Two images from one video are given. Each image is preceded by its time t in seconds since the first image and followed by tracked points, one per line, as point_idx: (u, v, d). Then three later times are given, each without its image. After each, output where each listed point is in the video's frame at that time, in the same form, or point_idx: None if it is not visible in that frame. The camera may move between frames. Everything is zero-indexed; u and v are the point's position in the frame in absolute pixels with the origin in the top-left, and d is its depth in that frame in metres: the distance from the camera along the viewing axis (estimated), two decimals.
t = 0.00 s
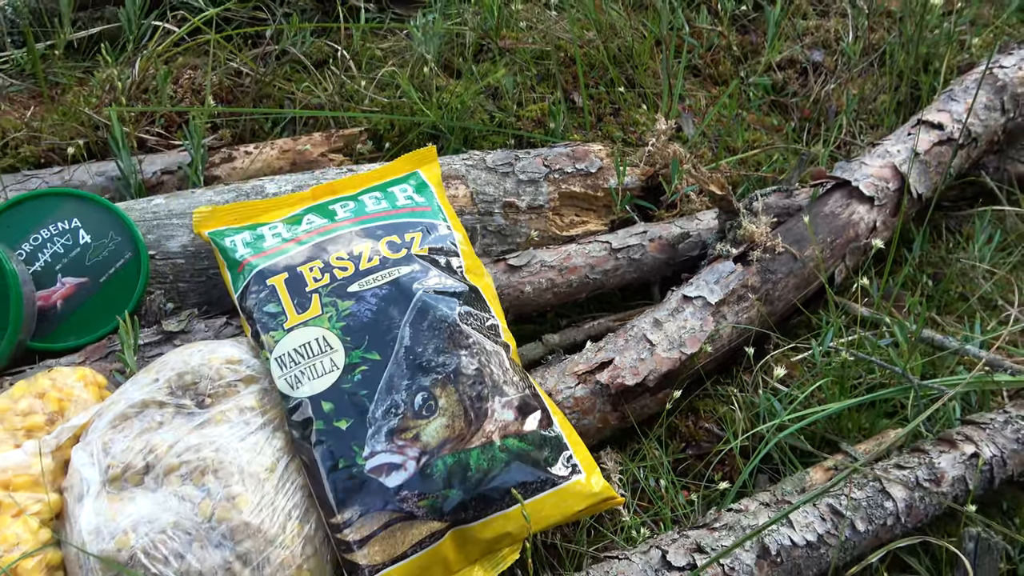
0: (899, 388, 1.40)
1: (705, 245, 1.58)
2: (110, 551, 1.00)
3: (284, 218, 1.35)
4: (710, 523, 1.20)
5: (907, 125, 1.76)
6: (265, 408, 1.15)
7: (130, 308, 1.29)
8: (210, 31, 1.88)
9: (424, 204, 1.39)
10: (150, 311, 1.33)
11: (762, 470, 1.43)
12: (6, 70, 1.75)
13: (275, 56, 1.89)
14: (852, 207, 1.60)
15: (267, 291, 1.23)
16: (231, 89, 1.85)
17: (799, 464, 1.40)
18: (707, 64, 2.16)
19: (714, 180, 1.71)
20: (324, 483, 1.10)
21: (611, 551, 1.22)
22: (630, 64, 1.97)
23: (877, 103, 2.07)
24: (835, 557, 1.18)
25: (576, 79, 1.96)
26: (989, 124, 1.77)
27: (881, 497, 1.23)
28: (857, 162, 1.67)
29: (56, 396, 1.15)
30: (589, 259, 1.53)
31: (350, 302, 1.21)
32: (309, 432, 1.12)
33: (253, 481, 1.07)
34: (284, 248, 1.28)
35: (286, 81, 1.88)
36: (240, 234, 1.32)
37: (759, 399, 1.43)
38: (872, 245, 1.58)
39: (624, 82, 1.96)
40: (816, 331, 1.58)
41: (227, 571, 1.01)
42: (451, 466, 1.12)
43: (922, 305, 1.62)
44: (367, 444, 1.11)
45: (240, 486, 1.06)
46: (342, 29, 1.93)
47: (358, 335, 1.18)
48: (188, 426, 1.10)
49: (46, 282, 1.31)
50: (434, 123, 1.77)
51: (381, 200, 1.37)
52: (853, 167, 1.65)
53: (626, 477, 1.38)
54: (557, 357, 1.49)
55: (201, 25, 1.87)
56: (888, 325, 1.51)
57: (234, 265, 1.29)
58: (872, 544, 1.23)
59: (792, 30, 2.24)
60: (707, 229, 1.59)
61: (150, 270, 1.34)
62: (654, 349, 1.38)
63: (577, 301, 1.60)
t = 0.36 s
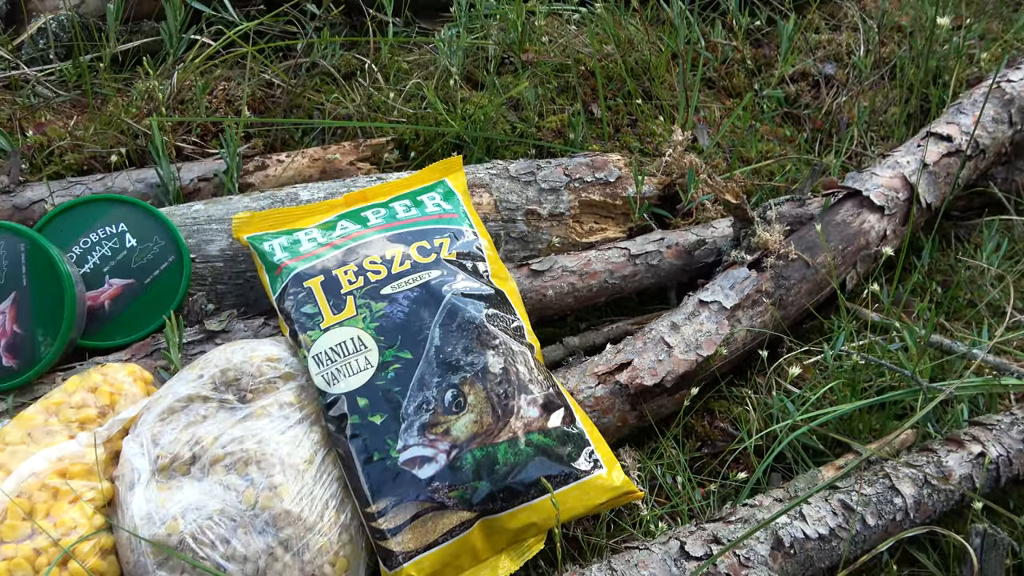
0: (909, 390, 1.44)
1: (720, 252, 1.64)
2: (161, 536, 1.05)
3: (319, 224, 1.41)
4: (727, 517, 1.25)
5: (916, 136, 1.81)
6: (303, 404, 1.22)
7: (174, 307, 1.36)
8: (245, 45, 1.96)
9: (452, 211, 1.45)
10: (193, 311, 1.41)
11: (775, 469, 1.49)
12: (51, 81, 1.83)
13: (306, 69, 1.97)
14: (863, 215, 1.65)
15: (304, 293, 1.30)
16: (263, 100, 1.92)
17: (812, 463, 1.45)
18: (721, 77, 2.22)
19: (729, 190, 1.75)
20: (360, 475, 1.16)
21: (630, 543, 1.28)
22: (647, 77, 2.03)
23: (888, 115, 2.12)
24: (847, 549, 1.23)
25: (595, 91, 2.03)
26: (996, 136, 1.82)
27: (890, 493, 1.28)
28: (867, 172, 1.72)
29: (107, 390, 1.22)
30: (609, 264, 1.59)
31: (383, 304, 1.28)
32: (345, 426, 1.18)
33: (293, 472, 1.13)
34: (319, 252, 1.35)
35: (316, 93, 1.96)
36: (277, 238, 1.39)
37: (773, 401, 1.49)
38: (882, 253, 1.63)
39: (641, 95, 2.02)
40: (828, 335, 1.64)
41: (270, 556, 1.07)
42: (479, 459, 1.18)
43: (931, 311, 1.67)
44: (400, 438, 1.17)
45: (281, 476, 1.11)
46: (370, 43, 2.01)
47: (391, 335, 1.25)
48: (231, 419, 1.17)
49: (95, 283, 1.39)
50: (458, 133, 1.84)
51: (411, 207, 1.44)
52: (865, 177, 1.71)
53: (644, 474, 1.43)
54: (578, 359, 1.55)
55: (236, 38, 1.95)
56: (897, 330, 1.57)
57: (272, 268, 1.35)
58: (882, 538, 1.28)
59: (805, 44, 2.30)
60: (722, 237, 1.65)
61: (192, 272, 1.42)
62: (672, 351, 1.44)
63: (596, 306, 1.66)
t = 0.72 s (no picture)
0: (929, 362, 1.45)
1: (742, 228, 1.65)
2: (203, 492, 1.11)
3: (349, 199, 1.45)
4: (746, 482, 1.28)
5: (941, 112, 1.81)
6: (336, 370, 1.26)
7: (211, 279, 1.41)
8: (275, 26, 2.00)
9: (478, 186, 1.49)
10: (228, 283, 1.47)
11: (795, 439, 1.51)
12: (90, 62, 1.89)
13: (334, 49, 2.01)
14: (885, 190, 1.66)
15: (336, 264, 1.34)
16: (293, 80, 1.97)
17: (831, 433, 1.47)
18: (745, 55, 2.23)
19: (752, 165, 1.77)
20: (391, 438, 1.21)
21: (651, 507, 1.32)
22: (671, 54, 2.05)
23: (913, 92, 2.12)
24: (864, 515, 1.26)
25: (618, 70, 2.05)
26: (1022, 111, 1.82)
27: (908, 461, 1.30)
28: (890, 148, 1.73)
29: (150, 355, 1.27)
30: (632, 239, 1.62)
31: (412, 275, 1.32)
32: (376, 392, 1.23)
33: (327, 434, 1.18)
34: (350, 226, 1.39)
35: (344, 72, 2.00)
36: (309, 213, 1.43)
37: (793, 371, 1.51)
38: (905, 228, 1.64)
39: (665, 73, 2.04)
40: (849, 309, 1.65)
41: (306, 513, 1.12)
42: (505, 423, 1.22)
43: (953, 286, 1.68)
44: (429, 403, 1.22)
45: (316, 438, 1.17)
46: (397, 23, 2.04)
47: (419, 305, 1.29)
48: (268, 384, 1.21)
49: (136, 255, 1.45)
50: (483, 112, 1.87)
51: (439, 183, 1.47)
52: (888, 153, 1.71)
53: (666, 442, 1.47)
54: (601, 331, 1.58)
55: (267, 20, 1.99)
56: (918, 305, 1.58)
57: (305, 241, 1.40)
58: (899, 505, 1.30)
59: (830, 21, 2.29)
60: (744, 212, 1.67)
61: (227, 245, 1.47)
62: (693, 324, 1.47)
63: (619, 280, 1.69)
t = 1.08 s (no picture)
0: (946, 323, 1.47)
1: (764, 188, 1.66)
2: (239, 436, 1.15)
3: (376, 155, 1.47)
4: (764, 436, 1.31)
5: (967, 75, 1.80)
6: (364, 322, 1.30)
7: (242, 233, 1.45)
8: None
9: (502, 144, 1.50)
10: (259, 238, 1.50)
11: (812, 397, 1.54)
12: (118, 20, 1.91)
13: (358, 8, 2.02)
14: (908, 152, 1.66)
15: (363, 219, 1.37)
16: (317, 39, 1.98)
17: (848, 392, 1.50)
18: (769, 16, 2.21)
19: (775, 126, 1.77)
20: (418, 387, 1.24)
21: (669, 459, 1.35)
22: (695, 15, 2.04)
23: (938, 55, 2.10)
24: (879, 468, 1.29)
25: (642, 31, 2.05)
26: None
27: (924, 418, 1.33)
28: (914, 110, 1.73)
29: (185, 305, 1.31)
30: (654, 198, 1.64)
31: (438, 231, 1.34)
32: (404, 344, 1.26)
33: (357, 382, 1.22)
34: (377, 181, 1.42)
35: (368, 32, 2.00)
36: (337, 168, 1.46)
37: (812, 331, 1.53)
38: (927, 189, 1.65)
39: (688, 34, 2.03)
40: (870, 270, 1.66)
41: (337, 457, 1.16)
42: (530, 374, 1.25)
43: (973, 249, 1.68)
44: (456, 354, 1.25)
45: (346, 386, 1.20)
46: None
47: (446, 260, 1.31)
48: (299, 334, 1.25)
49: (168, 209, 1.48)
50: (506, 72, 1.88)
51: (464, 140, 1.49)
52: (912, 116, 1.71)
53: (684, 398, 1.50)
54: (622, 290, 1.60)
55: None
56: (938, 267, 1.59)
57: (332, 197, 1.42)
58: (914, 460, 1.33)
59: None
60: (766, 173, 1.68)
61: (257, 201, 1.50)
62: (714, 283, 1.49)
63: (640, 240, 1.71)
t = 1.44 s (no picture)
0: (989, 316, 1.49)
1: (807, 179, 1.68)
2: (294, 405, 1.19)
3: (425, 139, 1.50)
4: (805, 421, 1.33)
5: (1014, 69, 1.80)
6: (414, 300, 1.33)
7: (294, 212, 1.49)
8: None
9: (548, 130, 1.53)
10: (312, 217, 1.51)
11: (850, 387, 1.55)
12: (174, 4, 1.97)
13: None
14: (953, 146, 1.66)
15: (413, 200, 1.40)
16: (364, 26, 2.01)
17: (887, 382, 1.51)
18: (812, 9, 2.21)
19: (818, 117, 1.77)
20: (466, 364, 1.28)
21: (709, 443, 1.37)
22: (739, 6, 2.05)
23: (984, 50, 2.10)
24: (919, 456, 1.30)
25: (685, 21, 2.06)
26: None
27: (965, 408, 1.33)
28: (960, 103, 1.72)
29: (241, 280, 1.35)
30: (696, 186, 1.65)
31: (487, 213, 1.37)
32: (452, 322, 1.30)
33: (407, 357, 1.26)
34: (427, 164, 1.45)
35: (414, 19, 2.04)
36: (387, 151, 1.49)
37: (852, 321, 1.55)
38: (971, 183, 1.65)
39: (732, 25, 2.04)
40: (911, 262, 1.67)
41: (387, 429, 1.20)
42: (575, 354, 1.28)
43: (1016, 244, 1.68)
44: (503, 332, 1.28)
45: (397, 360, 1.24)
46: None
47: (494, 241, 1.34)
48: (351, 310, 1.28)
49: (224, 187, 1.53)
50: (551, 60, 1.91)
51: (511, 125, 1.52)
52: (957, 109, 1.70)
53: (723, 384, 1.51)
54: (662, 277, 1.62)
55: None
56: (980, 260, 1.60)
57: (383, 178, 1.46)
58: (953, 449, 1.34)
59: None
60: (808, 164, 1.69)
61: (309, 181, 1.54)
62: (755, 271, 1.50)
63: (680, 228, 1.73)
